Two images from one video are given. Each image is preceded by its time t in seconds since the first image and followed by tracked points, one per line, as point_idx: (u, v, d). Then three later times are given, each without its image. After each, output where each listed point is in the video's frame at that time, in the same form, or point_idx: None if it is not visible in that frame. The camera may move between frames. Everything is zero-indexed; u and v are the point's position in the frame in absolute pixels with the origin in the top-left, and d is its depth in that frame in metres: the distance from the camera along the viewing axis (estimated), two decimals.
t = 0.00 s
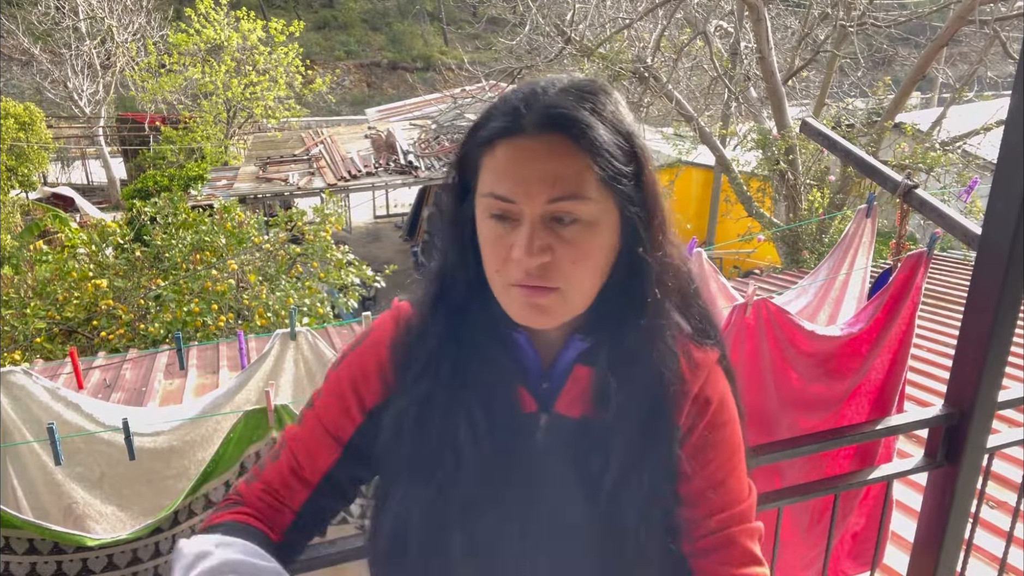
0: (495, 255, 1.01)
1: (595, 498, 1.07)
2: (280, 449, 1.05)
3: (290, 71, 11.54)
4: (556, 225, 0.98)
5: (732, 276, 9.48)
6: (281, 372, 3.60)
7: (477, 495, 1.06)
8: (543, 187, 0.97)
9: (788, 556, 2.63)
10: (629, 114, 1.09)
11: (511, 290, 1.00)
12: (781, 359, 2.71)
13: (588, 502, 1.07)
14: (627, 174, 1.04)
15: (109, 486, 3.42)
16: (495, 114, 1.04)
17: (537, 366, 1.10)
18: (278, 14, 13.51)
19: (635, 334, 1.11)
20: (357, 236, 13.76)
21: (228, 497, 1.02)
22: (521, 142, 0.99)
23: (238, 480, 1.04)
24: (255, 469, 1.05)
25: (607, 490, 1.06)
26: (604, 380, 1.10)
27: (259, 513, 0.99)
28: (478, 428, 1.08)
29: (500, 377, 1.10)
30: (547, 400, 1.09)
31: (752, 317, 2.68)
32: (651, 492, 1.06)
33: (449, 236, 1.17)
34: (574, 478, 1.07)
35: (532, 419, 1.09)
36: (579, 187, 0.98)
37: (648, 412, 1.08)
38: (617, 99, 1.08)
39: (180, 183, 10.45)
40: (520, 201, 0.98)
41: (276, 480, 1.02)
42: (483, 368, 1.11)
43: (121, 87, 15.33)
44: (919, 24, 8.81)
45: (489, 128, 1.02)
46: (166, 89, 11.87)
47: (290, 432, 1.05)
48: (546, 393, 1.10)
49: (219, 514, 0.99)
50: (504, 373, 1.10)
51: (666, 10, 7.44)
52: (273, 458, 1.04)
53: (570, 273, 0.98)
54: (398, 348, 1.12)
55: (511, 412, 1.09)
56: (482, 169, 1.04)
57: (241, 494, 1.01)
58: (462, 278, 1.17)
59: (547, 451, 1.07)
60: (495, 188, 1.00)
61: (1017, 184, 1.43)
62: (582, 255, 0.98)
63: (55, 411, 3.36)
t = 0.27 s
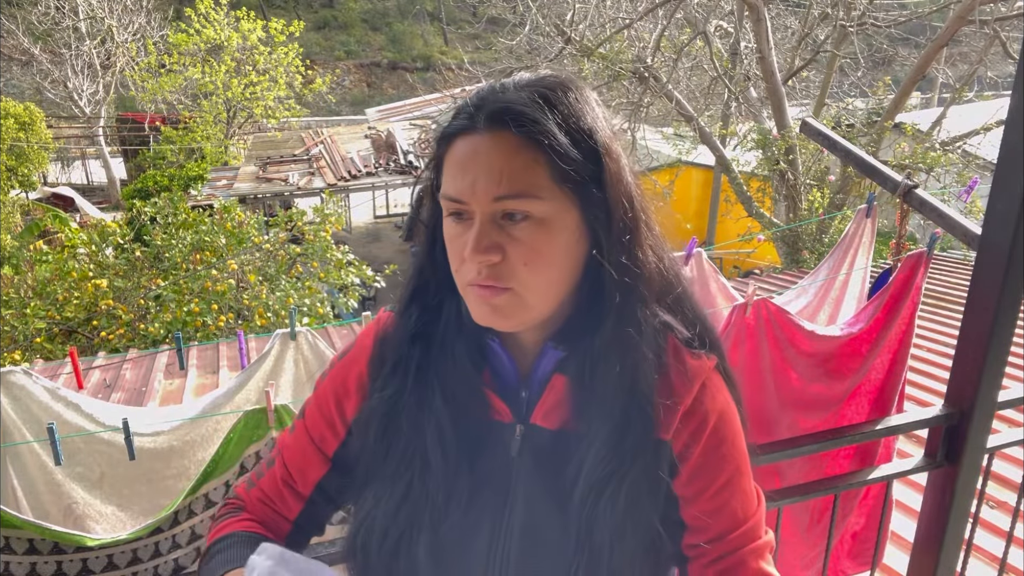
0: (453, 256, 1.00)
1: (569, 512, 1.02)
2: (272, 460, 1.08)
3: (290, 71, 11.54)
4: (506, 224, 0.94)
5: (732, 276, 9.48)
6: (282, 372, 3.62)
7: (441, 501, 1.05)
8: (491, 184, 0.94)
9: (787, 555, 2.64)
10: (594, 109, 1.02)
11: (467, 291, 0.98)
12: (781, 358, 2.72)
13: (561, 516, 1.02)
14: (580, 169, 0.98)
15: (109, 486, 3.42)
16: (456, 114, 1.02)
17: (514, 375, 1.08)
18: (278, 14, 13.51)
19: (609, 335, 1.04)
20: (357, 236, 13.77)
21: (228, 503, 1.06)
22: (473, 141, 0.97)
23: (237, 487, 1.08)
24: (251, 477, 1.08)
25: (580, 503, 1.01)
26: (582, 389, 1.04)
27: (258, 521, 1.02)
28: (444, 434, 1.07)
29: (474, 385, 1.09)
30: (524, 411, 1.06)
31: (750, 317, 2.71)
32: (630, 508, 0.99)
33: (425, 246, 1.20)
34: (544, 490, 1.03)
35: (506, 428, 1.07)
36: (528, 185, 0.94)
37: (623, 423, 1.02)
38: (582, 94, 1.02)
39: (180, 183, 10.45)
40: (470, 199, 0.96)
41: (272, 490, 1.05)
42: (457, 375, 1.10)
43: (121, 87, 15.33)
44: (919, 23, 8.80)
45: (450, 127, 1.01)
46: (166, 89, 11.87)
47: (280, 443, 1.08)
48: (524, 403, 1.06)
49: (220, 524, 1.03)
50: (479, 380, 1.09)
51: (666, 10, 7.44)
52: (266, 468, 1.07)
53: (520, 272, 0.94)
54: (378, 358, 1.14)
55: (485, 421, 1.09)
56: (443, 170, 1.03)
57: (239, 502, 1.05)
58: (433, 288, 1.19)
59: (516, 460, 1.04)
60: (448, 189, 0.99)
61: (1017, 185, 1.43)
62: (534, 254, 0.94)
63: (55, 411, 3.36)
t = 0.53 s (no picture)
0: (458, 257, 1.01)
1: (574, 515, 1.03)
2: (275, 454, 1.08)
3: (290, 71, 11.54)
4: (508, 227, 0.95)
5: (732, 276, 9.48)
6: (282, 372, 3.61)
7: (446, 502, 1.05)
8: (493, 187, 0.94)
9: (787, 555, 2.64)
10: (602, 111, 1.01)
11: (472, 293, 0.98)
12: (781, 359, 2.72)
13: (567, 519, 1.03)
14: (585, 172, 0.97)
15: (108, 486, 3.42)
16: (463, 113, 1.02)
17: (521, 378, 1.08)
18: (277, 14, 13.53)
19: (614, 339, 1.03)
20: (357, 236, 13.77)
21: (227, 495, 1.06)
22: (477, 144, 0.96)
23: (236, 479, 1.08)
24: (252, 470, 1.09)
25: (585, 506, 1.02)
26: (588, 394, 1.04)
27: (259, 513, 1.02)
28: (450, 435, 1.07)
29: (480, 387, 1.09)
30: (529, 413, 1.07)
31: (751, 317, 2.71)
32: (636, 514, 1.00)
33: (434, 244, 1.19)
34: (550, 493, 1.03)
35: (512, 431, 1.07)
36: (531, 188, 0.94)
37: (629, 431, 1.01)
38: (590, 95, 1.01)
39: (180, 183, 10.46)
40: (473, 201, 0.96)
41: (272, 484, 1.05)
42: (464, 377, 1.10)
43: (121, 87, 15.34)
44: (919, 23, 8.79)
45: (456, 127, 1.01)
46: (166, 89, 11.87)
47: (284, 438, 1.08)
48: (530, 407, 1.07)
49: (220, 514, 1.03)
50: (486, 382, 1.10)
51: (666, 10, 7.44)
52: (268, 462, 1.08)
53: (524, 275, 0.94)
54: (384, 357, 1.14)
55: (490, 423, 1.09)
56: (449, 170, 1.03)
57: (237, 495, 1.05)
58: (441, 289, 1.18)
59: (521, 463, 1.05)
60: (454, 191, 0.99)
61: (1017, 185, 1.43)
62: (537, 258, 0.94)
63: (55, 412, 3.36)
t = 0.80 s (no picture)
0: (461, 263, 1.01)
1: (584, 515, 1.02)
2: (281, 466, 1.04)
3: (290, 71, 11.54)
4: (511, 233, 0.94)
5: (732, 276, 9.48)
6: (282, 372, 3.61)
7: (457, 504, 1.03)
8: (494, 194, 0.94)
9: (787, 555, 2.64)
10: (600, 111, 1.00)
11: (476, 300, 0.99)
12: (781, 359, 2.72)
13: (577, 520, 1.03)
14: (585, 176, 0.96)
15: (107, 486, 3.42)
16: (459, 119, 1.02)
17: (529, 379, 1.08)
18: (277, 14, 13.55)
19: (621, 340, 1.04)
20: (357, 236, 13.77)
21: (231, 514, 1.02)
22: (477, 151, 0.96)
23: (237, 496, 1.03)
24: (254, 484, 1.04)
25: (595, 505, 1.02)
26: (598, 393, 1.05)
27: (274, 529, 0.99)
28: (461, 437, 1.06)
29: (490, 389, 1.08)
30: (538, 414, 1.06)
31: (751, 318, 2.70)
32: (650, 511, 1.01)
33: (438, 247, 1.18)
34: (561, 494, 1.03)
35: (522, 433, 1.07)
36: (532, 194, 0.94)
37: (639, 429, 1.02)
38: (587, 97, 1.00)
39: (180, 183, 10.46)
40: (474, 207, 0.96)
41: (282, 497, 1.01)
42: (475, 378, 1.08)
43: (122, 87, 15.34)
44: (919, 23, 8.79)
45: (454, 133, 1.01)
46: (166, 89, 11.87)
47: (289, 450, 1.04)
48: (540, 407, 1.06)
49: (231, 533, 0.98)
50: (495, 384, 1.09)
51: (665, 11, 7.43)
52: (274, 474, 1.03)
53: (528, 281, 0.94)
54: (393, 362, 1.12)
55: (501, 424, 1.08)
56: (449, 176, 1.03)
57: (245, 511, 1.01)
58: (448, 291, 1.17)
59: (532, 465, 1.04)
60: (454, 198, 0.99)
61: (1017, 185, 1.43)
62: (539, 262, 0.94)
63: (55, 412, 3.36)
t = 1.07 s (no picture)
0: (459, 271, 1.00)
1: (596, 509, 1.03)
2: (295, 480, 1.01)
3: (290, 71, 11.54)
4: (505, 239, 0.94)
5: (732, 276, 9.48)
6: (282, 372, 3.61)
7: (472, 502, 1.02)
8: (485, 201, 0.94)
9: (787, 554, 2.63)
10: (587, 110, 1.00)
11: (476, 307, 0.99)
12: (781, 359, 2.72)
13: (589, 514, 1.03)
14: (573, 175, 0.96)
15: (107, 486, 3.42)
16: (448, 129, 1.02)
17: (537, 375, 1.08)
18: (277, 14, 13.55)
19: (620, 337, 1.05)
20: (357, 236, 13.77)
21: (248, 534, 0.99)
22: (466, 161, 0.96)
23: (252, 514, 1.01)
24: (268, 500, 1.01)
25: (606, 498, 1.03)
26: (606, 388, 1.05)
27: (299, 542, 0.98)
28: (474, 436, 1.04)
29: (500, 386, 1.08)
30: (547, 409, 1.07)
31: (752, 319, 2.69)
32: (660, 499, 1.02)
33: (439, 252, 1.18)
34: (574, 489, 1.03)
35: (533, 429, 1.06)
36: (523, 199, 0.93)
37: (644, 422, 1.04)
38: (572, 98, 1.00)
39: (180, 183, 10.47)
40: (468, 216, 0.96)
41: (302, 511, 0.99)
42: (484, 376, 1.07)
43: (121, 87, 15.34)
44: (919, 23, 8.78)
45: (444, 143, 1.00)
46: (166, 89, 11.87)
47: (302, 462, 1.01)
48: (548, 402, 1.07)
49: (255, 553, 0.95)
50: (505, 381, 1.08)
51: (665, 10, 7.43)
52: (290, 488, 1.01)
53: (525, 285, 0.95)
54: (402, 364, 1.10)
55: (512, 421, 1.07)
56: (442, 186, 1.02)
57: (263, 529, 0.99)
58: (453, 292, 1.16)
59: (545, 460, 1.04)
60: (447, 208, 0.98)
61: (1018, 186, 1.43)
62: (535, 267, 0.94)
63: (55, 412, 3.35)
